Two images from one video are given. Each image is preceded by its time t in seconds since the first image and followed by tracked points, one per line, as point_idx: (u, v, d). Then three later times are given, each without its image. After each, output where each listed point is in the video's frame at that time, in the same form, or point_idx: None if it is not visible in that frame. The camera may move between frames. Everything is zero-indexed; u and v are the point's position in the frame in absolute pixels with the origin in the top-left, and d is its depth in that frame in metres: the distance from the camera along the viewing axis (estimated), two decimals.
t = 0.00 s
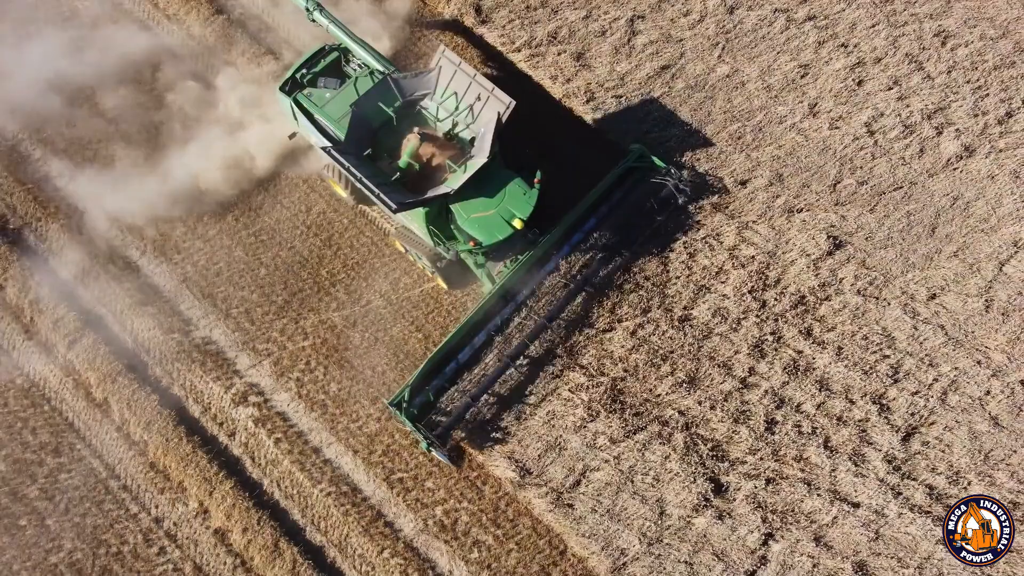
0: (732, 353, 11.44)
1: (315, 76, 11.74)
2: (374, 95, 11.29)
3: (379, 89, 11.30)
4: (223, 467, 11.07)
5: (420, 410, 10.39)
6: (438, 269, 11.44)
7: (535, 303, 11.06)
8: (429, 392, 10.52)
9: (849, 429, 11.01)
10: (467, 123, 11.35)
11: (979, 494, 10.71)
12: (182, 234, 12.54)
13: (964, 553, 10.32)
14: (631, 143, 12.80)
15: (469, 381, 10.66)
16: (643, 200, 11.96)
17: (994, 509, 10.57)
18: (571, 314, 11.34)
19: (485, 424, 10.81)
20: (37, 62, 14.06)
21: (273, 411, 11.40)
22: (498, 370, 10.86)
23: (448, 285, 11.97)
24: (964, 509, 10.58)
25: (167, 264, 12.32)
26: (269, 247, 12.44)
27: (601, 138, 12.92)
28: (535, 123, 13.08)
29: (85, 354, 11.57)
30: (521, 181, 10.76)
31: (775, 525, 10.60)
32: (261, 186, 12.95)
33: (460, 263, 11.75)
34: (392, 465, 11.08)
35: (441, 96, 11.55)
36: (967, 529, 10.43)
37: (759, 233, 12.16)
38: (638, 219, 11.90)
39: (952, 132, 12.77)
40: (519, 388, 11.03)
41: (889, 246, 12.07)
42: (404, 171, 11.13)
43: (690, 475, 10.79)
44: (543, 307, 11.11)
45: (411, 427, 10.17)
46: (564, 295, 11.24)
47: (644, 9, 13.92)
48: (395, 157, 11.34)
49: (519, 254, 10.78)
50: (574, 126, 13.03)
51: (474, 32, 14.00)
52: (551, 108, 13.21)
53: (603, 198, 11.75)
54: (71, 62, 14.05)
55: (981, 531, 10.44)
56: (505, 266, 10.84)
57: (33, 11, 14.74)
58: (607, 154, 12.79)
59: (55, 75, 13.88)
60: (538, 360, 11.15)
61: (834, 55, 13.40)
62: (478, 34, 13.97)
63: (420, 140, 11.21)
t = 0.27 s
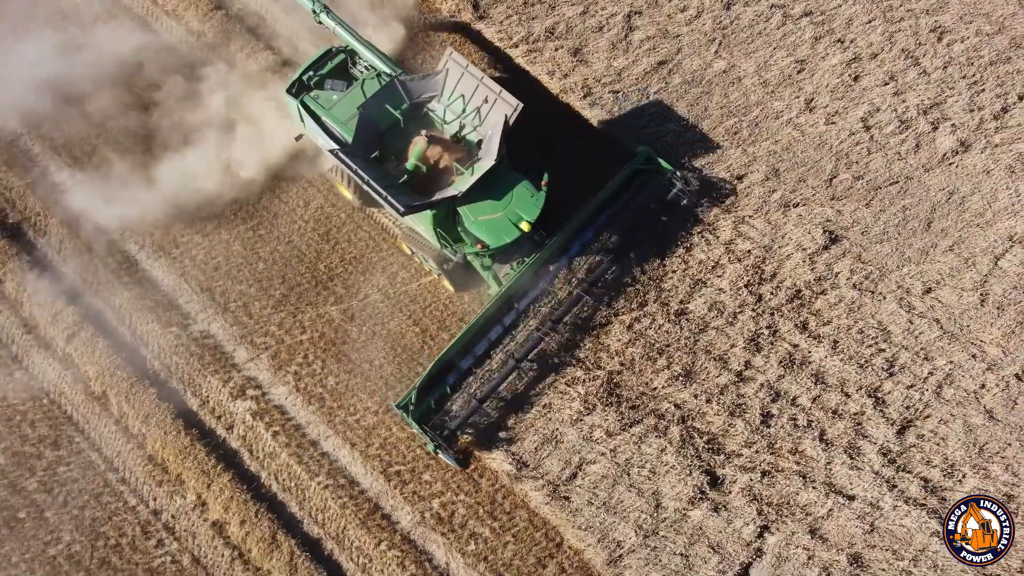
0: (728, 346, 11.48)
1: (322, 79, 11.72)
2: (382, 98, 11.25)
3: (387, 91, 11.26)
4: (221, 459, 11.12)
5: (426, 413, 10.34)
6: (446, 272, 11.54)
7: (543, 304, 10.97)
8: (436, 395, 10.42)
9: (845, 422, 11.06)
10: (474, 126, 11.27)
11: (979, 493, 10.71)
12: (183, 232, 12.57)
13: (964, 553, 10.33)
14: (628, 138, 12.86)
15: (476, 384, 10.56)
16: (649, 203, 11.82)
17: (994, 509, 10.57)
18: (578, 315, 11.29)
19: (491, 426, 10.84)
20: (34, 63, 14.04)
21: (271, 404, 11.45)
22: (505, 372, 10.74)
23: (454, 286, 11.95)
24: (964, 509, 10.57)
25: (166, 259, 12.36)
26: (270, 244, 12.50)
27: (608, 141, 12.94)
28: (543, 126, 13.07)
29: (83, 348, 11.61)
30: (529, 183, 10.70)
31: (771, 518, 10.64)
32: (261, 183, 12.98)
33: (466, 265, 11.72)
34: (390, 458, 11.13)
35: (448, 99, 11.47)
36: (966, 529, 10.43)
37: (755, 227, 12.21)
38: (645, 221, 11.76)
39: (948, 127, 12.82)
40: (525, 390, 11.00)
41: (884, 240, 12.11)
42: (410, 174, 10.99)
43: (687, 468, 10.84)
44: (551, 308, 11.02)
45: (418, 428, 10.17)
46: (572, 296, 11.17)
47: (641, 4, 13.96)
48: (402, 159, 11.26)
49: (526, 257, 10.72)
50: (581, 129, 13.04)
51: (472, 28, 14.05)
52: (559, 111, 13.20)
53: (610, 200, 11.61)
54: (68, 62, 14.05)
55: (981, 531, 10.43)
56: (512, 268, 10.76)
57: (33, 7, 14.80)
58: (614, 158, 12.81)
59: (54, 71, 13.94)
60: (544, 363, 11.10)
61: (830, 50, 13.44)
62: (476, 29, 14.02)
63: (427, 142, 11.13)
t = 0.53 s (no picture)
0: (723, 340, 11.53)
1: (328, 81, 11.61)
2: (387, 100, 11.25)
3: (392, 93, 11.29)
4: (218, 453, 11.16)
5: (432, 416, 10.37)
6: (451, 275, 11.47)
7: (549, 307, 11.03)
8: (442, 398, 10.49)
9: (839, 416, 11.10)
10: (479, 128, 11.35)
11: (979, 493, 10.69)
12: (182, 229, 12.59)
13: (964, 553, 10.32)
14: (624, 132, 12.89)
15: (481, 387, 10.64)
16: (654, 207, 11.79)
17: (993, 509, 10.57)
18: (583, 319, 11.33)
19: (498, 429, 10.84)
20: (31, 63, 14.07)
21: (268, 398, 11.50)
22: (510, 376, 10.83)
23: (458, 289, 11.97)
24: (963, 509, 10.56)
25: (163, 254, 12.41)
26: (269, 240, 12.53)
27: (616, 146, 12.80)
28: (550, 130, 12.95)
29: (80, 342, 11.63)
30: (534, 186, 10.80)
31: (765, 511, 10.68)
32: (260, 180, 13.00)
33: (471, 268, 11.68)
34: (386, 451, 11.18)
35: (453, 101, 11.55)
36: (965, 529, 10.43)
37: (750, 222, 12.25)
38: (649, 224, 11.75)
39: (943, 122, 12.86)
40: (531, 392, 11.04)
41: (879, 235, 12.15)
42: (416, 177, 11.02)
43: (681, 461, 10.87)
44: (557, 311, 11.07)
45: (423, 430, 10.19)
46: (578, 299, 11.19)
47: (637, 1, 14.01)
48: (408, 162, 11.25)
49: (531, 259, 10.76)
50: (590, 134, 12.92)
51: (469, 24, 14.11)
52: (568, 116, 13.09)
53: (614, 203, 11.63)
54: (66, 62, 14.07)
55: (980, 531, 10.44)
56: (517, 271, 10.79)
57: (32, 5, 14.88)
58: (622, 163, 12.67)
59: (53, 68, 14.01)
60: (549, 366, 11.16)
61: (826, 46, 13.49)
62: (472, 25, 14.08)
63: (433, 145, 11.16)
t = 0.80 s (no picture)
0: (718, 336, 11.57)
1: (331, 83, 11.74)
2: (391, 103, 11.27)
3: (396, 96, 11.30)
4: (214, 447, 11.20)
5: (437, 418, 10.26)
6: (456, 276, 11.32)
7: (553, 309, 10.95)
8: (447, 400, 10.36)
9: (833, 411, 11.14)
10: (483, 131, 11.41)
11: (978, 493, 10.71)
12: (182, 227, 12.61)
13: (964, 554, 10.32)
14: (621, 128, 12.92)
15: (486, 388, 10.53)
16: (659, 209, 11.78)
17: (994, 510, 10.57)
18: (586, 322, 11.28)
19: (502, 432, 10.72)
20: (29, 64, 14.08)
21: (265, 393, 11.54)
22: (516, 378, 10.70)
23: (462, 292, 11.92)
24: (964, 510, 10.56)
25: (160, 249, 12.44)
26: (269, 238, 12.56)
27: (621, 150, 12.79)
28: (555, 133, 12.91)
29: (77, 337, 11.66)
30: (538, 189, 10.82)
31: (760, 505, 10.71)
32: (260, 178, 13.04)
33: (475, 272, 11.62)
34: (382, 446, 11.21)
35: (457, 104, 11.61)
36: (966, 529, 10.43)
37: (746, 218, 12.29)
38: (653, 227, 11.73)
39: (938, 119, 12.90)
40: (534, 395, 10.95)
41: (874, 231, 12.19)
42: (420, 179, 11.03)
43: (676, 456, 10.90)
44: (561, 314, 11.01)
45: (428, 434, 10.05)
46: (582, 302, 11.13)
47: None
48: (412, 164, 11.29)
49: (536, 261, 10.76)
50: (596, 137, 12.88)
51: (465, 21, 14.15)
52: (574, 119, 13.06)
53: (619, 205, 11.57)
54: (64, 62, 14.07)
55: (980, 531, 10.45)
56: (521, 273, 10.77)
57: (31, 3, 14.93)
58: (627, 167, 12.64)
59: (52, 65, 14.06)
60: (554, 368, 11.08)
61: (821, 43, 13.53)
62: (469, 22, 14.12)
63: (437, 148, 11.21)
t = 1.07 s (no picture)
0: (712, 331, 11.61)
1: (336, 86, 11.87)
2: (396, 107, 11.34)
3: (401, 100, 11.36)
4: (210, 441, 11.24)
5: (441, 422, 10.30)
6: (460, 280, 11.39)
7: (556, 313, 11.04)
8: (451, 404, 10.41)
9: (827, 405, 11.17)
10: (488, 135, 11.44)
11: (979, 493, 10.70)
12: (186, 225, 12.64)
13: (965, 554, 10.33)
14: (615, 124, 12.97)
15: (489, 392, 10.62)
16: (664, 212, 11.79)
17: (995, 510, 10.56)
18: (589, 325, 11.31)
19: (504, 435, 10.79)
20: (28, 66, 14.06)
21: (260, 387, 11.58)
22: (519, 382, 10.80)
23: (467, 295, 11.98)
24: (965, 510, 10.55)
25: (156, 244, 12.46)
26: (272, 235, 12.60)
27: (626, 152, 12.79)
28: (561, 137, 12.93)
29: (74, 332, 11.69)
30: (542, 193, 10.87)
31: (753, 499, 10.75)
32: (261, 174, 13.07)
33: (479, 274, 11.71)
34: (377, 440, 11.25)
35: (462, 107, 11.65)
36: (966, 530, 10.45)
37: (740, 214, 12.33)
38: (659, 230, 11.74)
39: (932, 115, 12.94)
40: (536, 399, 11.03)
41: (868, 227, 12.22)
42: (425, 183, 11.18)
43: (670, 450, 10.94)
44: (564, 318, 11.10)
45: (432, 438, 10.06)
46: (585, 306, 11.19)
47: None
48: (416, 168, 11.47)
49: (540, 265, 10.78)
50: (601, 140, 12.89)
51: (461, 17, 14.19)
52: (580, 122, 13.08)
53: (623, 208, 11.64)
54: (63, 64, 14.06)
55: (981, 532, 10.45)
56: (525, 277, 10.79)
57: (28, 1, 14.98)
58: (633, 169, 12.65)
59: (50, 62, 14.11)
60: (556, 370, 11.13)
61: (816, 39, 13.56)
62: (465, 19, 14.16)
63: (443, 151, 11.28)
